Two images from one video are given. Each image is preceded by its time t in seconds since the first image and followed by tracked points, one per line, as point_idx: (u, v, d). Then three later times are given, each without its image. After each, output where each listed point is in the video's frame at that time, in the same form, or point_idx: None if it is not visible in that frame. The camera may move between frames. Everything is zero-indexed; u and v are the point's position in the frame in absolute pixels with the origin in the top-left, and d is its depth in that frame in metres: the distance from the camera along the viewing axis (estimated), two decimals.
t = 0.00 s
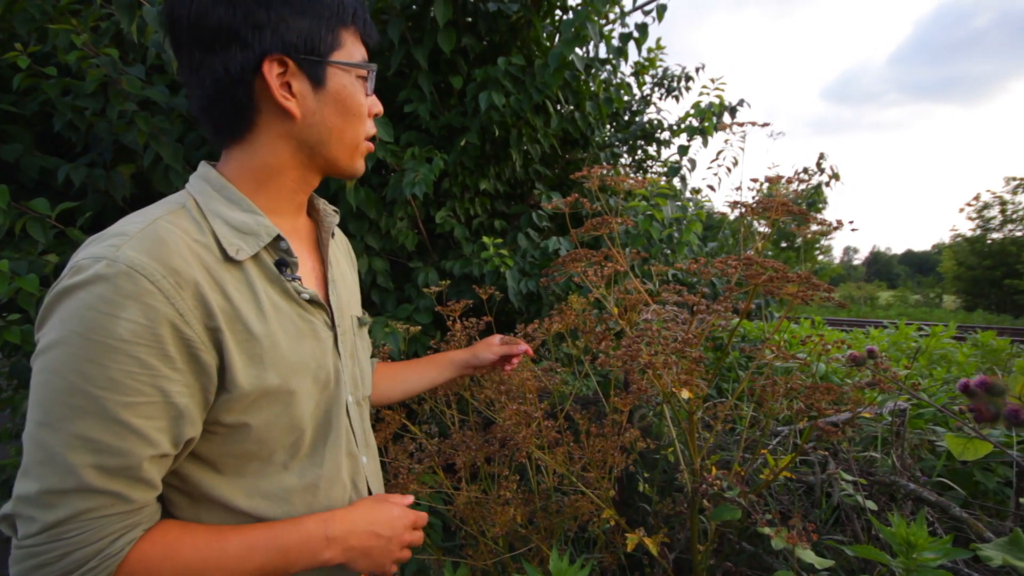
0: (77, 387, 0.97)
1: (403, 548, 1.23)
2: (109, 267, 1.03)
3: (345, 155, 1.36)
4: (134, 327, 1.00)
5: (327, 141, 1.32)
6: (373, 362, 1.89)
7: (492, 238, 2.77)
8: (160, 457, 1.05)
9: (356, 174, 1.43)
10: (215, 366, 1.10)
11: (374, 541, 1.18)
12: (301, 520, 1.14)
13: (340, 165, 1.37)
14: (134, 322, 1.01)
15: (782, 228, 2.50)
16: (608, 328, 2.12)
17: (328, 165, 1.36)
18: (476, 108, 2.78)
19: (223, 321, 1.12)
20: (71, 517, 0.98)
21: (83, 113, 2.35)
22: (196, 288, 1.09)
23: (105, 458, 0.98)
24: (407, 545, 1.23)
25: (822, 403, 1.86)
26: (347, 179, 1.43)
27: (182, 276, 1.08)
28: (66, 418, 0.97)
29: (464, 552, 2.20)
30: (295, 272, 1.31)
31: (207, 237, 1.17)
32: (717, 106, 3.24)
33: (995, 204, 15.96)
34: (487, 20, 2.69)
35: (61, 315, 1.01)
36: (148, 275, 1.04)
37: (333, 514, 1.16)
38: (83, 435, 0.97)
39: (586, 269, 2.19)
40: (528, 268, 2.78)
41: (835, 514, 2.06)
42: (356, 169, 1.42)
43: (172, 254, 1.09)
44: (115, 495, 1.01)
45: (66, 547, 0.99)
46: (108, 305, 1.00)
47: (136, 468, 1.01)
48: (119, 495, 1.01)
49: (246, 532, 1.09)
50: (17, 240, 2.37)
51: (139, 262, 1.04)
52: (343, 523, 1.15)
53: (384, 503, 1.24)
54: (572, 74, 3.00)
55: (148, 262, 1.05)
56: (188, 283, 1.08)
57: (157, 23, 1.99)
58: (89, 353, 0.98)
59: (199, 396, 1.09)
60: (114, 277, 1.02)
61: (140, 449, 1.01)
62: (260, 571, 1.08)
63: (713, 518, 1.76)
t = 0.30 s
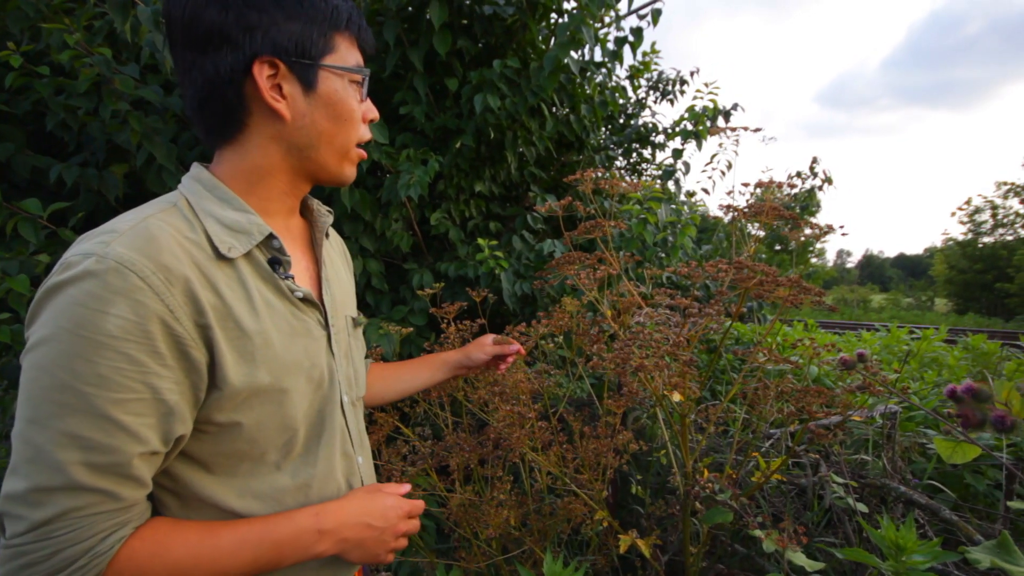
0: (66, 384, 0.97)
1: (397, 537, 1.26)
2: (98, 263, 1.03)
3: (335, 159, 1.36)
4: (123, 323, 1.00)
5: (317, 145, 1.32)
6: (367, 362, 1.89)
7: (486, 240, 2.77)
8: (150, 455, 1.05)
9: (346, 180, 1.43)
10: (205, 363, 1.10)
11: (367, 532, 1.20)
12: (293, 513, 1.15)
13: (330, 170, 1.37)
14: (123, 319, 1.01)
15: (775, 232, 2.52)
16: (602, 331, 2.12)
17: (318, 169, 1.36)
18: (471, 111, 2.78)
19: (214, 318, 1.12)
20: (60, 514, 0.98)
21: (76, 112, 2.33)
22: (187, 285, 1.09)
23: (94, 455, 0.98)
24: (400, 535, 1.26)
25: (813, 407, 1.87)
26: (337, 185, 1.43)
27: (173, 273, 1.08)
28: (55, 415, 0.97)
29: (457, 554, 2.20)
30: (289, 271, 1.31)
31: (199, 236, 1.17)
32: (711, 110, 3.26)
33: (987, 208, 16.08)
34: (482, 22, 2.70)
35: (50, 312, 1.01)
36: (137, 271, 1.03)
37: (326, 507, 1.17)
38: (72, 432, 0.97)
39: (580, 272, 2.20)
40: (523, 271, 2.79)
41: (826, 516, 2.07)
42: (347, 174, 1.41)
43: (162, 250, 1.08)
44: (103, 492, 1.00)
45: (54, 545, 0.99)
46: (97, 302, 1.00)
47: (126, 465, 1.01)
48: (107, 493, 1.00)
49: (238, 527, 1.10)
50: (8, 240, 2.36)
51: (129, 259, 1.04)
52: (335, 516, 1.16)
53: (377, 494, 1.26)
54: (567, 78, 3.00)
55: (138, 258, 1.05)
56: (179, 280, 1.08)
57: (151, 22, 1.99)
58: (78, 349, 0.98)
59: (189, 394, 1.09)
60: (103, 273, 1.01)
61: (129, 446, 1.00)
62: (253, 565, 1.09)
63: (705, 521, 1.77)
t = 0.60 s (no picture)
0: (56, 386, 0.97)
1: (391, 548, 1.22)
2: (90, 266, 1.03)
3: (329, 156, 1.35)
4: (113, 326, 1.00)
5: (310, 142, 1.31)
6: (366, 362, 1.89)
7: (486, 240, 2.77)
8: (140, 457, 1.05)
9: (342, 178, 1.42)
10: (199, 365, 1.10)
11: (359, 542, 1.17)
12: (284, 520, 1.13)
13: (325, 167, 1.36)
14: (114, 322, 1.01)
15: (775, 233, 2.52)
16: (601, 331, 2.12)
17: (312, 167, 1.35)
18: (471, 111, 2.78)
19: (208, 320, 1.12)
20: (49, 515, 0.98)
21: (77, 112, 2.33)
22: (180, 287, 1.09)
23: (83, 457, 0.98)
24: (394, 546, 1.22)
25: (813, 408, 1.87)
26: (333, 183, 1.42)
27: (166, 275, 1.08)
28: (46, 416, 0.97)
29: (457, 554, 2.20)
30: (287, 272, 1.31)
31: (195, 238, 1.17)
32: (712, 111, 3.26)
33: (988, 209, 16.08)
34: (483, 23, 2.70)
35: (43, 314, 1.01)
36: (129, 274, 1.04)
37: (317, 514, 1.15)
38: (62, 434, 0.97)
39: (580, 272, 2.20)
40: (523, 271, 2.79)
41: (826, 518, 2.07)
42: (342, 172, 1.40)
43: (156, 253, 1.09)
44: (91, 493, 1.00)
45: (42, 544, 0.99)
46: (88, 304, 1.00)
47: (115, 467, 1.00)
48: (97, 494, 1.00)
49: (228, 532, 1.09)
50: (9, 239, 2.36)
51: (121, 261, 1.04)
52: (325, 525, 1.14)
53: (371, 503, 1.23)
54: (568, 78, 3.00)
55: (130, 261, 1.05)
56: (172, 283, 1.08)
57: (152, 22, 1.99)
58: (69, 352, 0.98)
59: (182, 396, 1.09)
60: (94, 276, 1.02)
61: (118, 449, 1.00)
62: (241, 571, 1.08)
63: (704, 521, 1.77)
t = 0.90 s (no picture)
0: (53, 388, 0.98)
1: (388, 551, 1.22)
2: (87, 269, 1.03)
3: (327, 157, 1.34)
4: (109, 329, 1.01)
5: (308, 142, 1.31)
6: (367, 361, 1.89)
7: (488, 240, 2.77)
8: (137, 459, 1.05)
9: (340, 179, 1.41)
10: (196, 368, 1.10)
11: (357, 544, 1.17)
12: (281, 521, 1.13)
13: (322, 168, 1.36)
14: (110, 324, 1.01)
15: (777, 232, 2.51)
16: (603, 330, 2.12)
17: (308, 167, 1.35)
18: (473, 110, 2.78)
19: (205, 322, 1.12)
20: (47, 516, 0.98)
21: (79, 111, 2.34)
22: (177, 289, 1.09)
23: (80, 459, 0.98)
24: (392, 548, 1.23)
25: (815, 407, 1.87)
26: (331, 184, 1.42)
27: (163, 278, 1.08)
28: (43, 418, 0.98)
29: (458, 553, 2.21)
30: (284, 273, 1.31)
31: (191, 240, 1.17)
32: (714, 109, 3.25)
33: (991, 208, 16.03)
34: (485, 22, 2.70)
35: (40, 317, 1.01)
36: (125, 277, 1.04)
37: (314, 516, 1.15)
38: (59, 436, 0.97)
39: (581, 271, 2.19)
40: (525, 270, 2.79)
41: (828, 517, 2.07)
42: (340, 174, 1.40)
43: (152, 256, 1.09)
44: (88, 495, 1.00)
45: (41, 545, 0.99)
46: (84, 307, 1.00)
47: (111, 469, 1.01)
48: (94, 496, 1.01)
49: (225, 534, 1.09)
50: (12, 239, 2.36)
51: (117, 264, 1.05)
52: (323, 527, 1.14)
53: (368, 505, 1.23)
54: (569, 77, 3.00)
55: (126, 264, 1.05)
56: (168, 285, 1.08)
57: (154, 22, 1.99)
58: (65, 354, 0.98)
59: (179, 398, 1.09)
60: (91, 279, 1.02)
61: (115, 451, 1.01)
62: (238, 573, 1.08)
63: (706, 521, 1.77)
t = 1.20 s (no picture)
0: (61, 388, 0.98)
1: (392, 553, 1.23)
2: (94, 270, 1.04)
3: (330, 159, 1.35)
4: (116, 329, 1.01)
5: (311, 145, 1.31)
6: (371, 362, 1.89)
7: (493, 239, 2.77)
8: (143, 458, 1.06)
9: (343, 181, 1.42)
10: (201, 368, 1.10)
11: (360, 546, 1.18)
12: (286, 522, 1.14)
13: (325, 170, 1.36)
14: (117, 325, 1.01)
15: (783, 230, 2.50)
16: (607, 329, 2.12)
17: (311, 169, 1.35)
18: (477, 110, 2.78)
19: (210, 322, 1.13)
20: (55, 515, 0.99)
21: (87, 114, 2.35)
22: (182, 290, 1.10)
23: (87, 458, 0.99)
24: (395, 550, 1.23)
25: (821, 406, 1.86)
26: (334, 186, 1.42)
27: (168, 278, 1.09)
28: (51, 418, 0.98)
29: (464, 552, 2.21)
30: (289, 274, 1.32)
31: (196, 241, 1.18)
32: (719, 107, 3.24)
33: (1001, 204, 15.89)
34: (488, 21, 2.70)
35: (47, 317, 1.02)
36: (131, 278, 1.04)
37: (318, 518, 1.15)
38: (66, 435, 0.98)
39: (586, 271, 2.19)
40: (530, 269, 2.79)
41: (835, 517, 2.05)
42: (343, 175, 1.41)
43: (158, 257, 1.09)
44: (95, 494, 1.01)
45: (49, 544, 1.00)
46: (91, 308, 1.01)
47: (118, 468, 1.01)
48: (100, 495, 1.01)
49: (229, 535, 1.09)
50: (22, 241, 2.38)
51: (123, 265, 1.05)
52: (327, 529, 1.14)
53: (372, 506, 1.23)
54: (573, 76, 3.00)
55: (132, 265, 1.06)
56: (173, 286, 1.09)
57: (159, 25, 2.00)
58: (73, 354, 0.99)
59: (185, 398, 1.10)
60: (98, 280, 1.03)
61: (121, 450, 1.01)
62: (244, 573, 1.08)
63: (712, 520, 1.76)
